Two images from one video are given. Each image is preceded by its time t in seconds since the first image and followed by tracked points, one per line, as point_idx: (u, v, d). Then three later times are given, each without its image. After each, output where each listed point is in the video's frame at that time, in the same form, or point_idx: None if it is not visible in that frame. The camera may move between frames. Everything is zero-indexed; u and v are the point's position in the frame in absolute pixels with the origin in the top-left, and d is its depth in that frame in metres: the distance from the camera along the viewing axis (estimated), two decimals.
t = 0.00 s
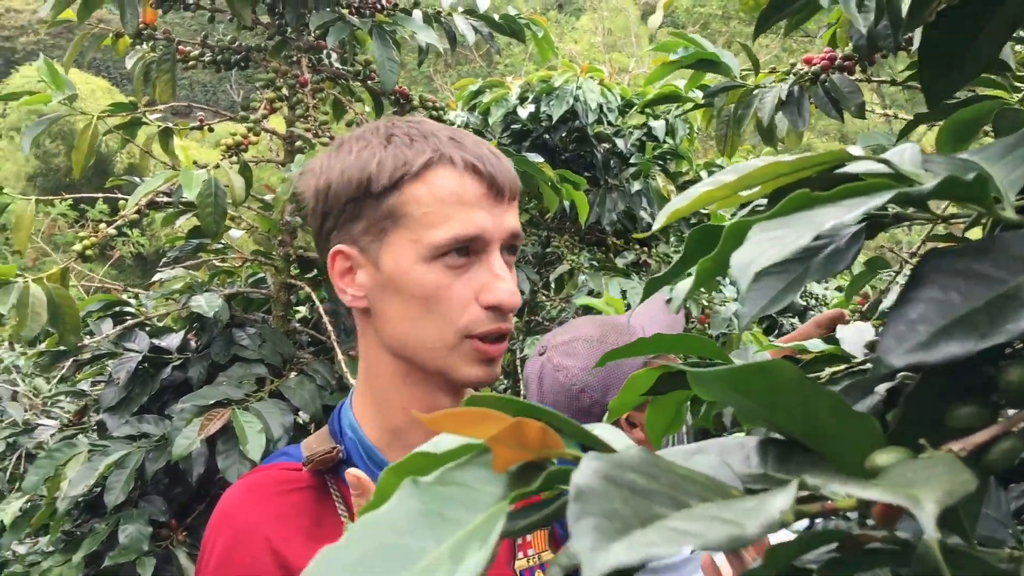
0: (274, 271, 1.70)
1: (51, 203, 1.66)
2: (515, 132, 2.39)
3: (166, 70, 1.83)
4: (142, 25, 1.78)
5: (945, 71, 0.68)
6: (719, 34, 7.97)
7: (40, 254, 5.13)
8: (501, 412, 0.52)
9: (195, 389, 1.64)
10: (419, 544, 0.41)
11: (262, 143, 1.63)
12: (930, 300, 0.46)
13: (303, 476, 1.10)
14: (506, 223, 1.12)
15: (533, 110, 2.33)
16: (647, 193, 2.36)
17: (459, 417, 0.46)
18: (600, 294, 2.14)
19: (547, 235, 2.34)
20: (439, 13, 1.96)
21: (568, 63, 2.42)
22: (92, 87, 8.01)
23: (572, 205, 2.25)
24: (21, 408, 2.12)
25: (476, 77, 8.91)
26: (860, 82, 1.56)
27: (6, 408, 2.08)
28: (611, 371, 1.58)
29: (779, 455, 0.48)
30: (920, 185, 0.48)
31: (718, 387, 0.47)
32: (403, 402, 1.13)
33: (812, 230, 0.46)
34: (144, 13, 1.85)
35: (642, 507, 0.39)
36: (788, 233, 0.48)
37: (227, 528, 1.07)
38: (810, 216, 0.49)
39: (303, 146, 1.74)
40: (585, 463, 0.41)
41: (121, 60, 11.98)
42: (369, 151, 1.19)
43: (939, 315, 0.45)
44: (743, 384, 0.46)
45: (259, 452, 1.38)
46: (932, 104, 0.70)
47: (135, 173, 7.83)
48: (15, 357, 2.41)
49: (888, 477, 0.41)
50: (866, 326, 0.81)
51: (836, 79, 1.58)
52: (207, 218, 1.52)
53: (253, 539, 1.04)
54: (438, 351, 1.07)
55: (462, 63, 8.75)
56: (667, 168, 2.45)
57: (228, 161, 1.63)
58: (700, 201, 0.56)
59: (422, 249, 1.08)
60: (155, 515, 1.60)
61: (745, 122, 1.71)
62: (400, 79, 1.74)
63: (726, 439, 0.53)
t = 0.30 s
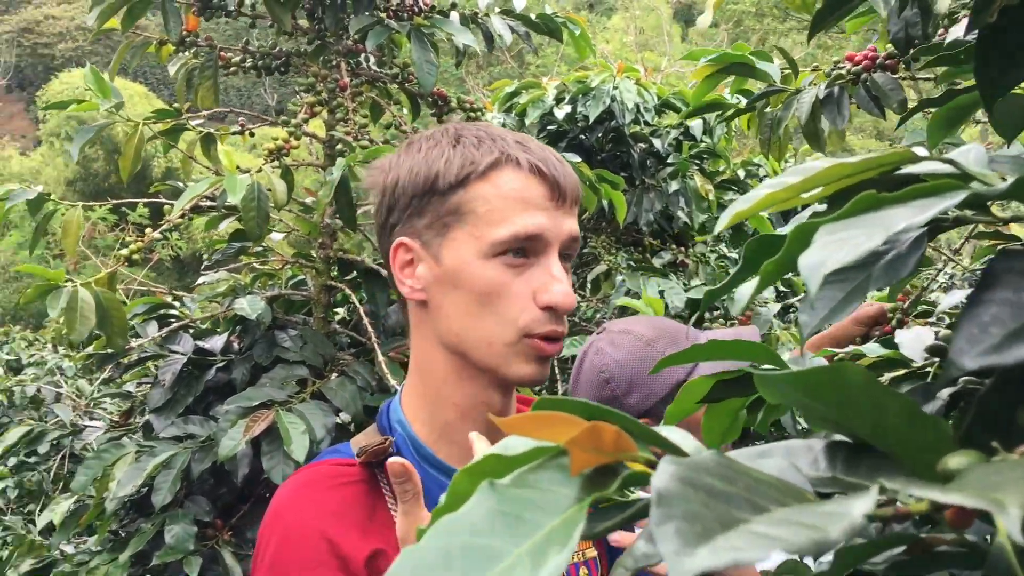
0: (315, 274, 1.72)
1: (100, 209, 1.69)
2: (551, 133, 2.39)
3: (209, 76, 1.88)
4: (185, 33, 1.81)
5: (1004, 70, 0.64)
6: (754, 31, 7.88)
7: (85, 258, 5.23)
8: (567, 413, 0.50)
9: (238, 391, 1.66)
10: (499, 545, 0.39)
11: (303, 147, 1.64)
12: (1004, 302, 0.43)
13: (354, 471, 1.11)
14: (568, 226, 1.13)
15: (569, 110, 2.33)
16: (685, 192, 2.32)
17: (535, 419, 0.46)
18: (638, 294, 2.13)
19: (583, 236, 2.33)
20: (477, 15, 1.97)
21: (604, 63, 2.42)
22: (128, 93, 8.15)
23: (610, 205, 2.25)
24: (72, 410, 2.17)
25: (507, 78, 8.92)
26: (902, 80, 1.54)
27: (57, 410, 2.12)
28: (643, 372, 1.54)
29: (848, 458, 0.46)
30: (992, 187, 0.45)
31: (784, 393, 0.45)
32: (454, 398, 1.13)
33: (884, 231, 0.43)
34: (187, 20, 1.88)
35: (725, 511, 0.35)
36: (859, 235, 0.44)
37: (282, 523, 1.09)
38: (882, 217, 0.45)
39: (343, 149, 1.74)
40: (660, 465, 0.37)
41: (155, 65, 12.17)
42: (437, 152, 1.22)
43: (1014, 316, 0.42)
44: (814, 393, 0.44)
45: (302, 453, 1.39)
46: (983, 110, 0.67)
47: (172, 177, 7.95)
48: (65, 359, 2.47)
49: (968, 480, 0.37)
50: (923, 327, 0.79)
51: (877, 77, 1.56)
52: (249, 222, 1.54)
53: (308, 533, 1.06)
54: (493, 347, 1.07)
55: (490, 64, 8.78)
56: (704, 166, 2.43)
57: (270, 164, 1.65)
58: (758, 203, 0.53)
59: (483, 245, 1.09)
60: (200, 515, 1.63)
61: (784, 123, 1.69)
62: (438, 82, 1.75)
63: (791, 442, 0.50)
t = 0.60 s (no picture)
0: (293, 281, 1.72)
1: (71, 219, 1.67)
2: (530, 137, 2.39)
3: (183, 83, 1.86)
4: (157, 40, 1.80)
5: (964, 71, 0.66)
6: (735, 33, 7.91)
7: (62, 266, 5.19)
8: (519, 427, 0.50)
9: (215, 400, 1.65)
10: (439, 560, 0.39)
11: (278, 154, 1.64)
12: (945, 308, 0.45)
13: (347, 478, 1.11)
14: (500, 238, 1.08)
15: (547, 114, 2.33)
16: (663, 195, 2.35)
17: (484, 431, 0.47)
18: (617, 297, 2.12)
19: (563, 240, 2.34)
20: (452, 21, 1.97)
21: (581, 67, 2.42)
22: (109, 100, 8.08)
23: (589, 209, 2.26)
24: (46, 421, 2.15)
25: (490, 82, 8.91)
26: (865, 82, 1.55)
27: (32, 422, 2.10)
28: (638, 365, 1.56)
29: (797, 463, 0.46)
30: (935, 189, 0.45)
31: (732, 396, 0.45)
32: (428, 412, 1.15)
33: (827, 238, 0.44)
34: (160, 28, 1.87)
35: (657, 523, 0.36)
36: (804, 241, 0.45)
37: (273, 530, 1.06)
38: (825, 224, 0.46)
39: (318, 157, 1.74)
40: (596, 479, 0.38)
41: (136, 73, 12.11)
42: (361, 183, 1.22)
43: (955, 322, 0.44)
44: (765, 394, 0.44)
45: (279, 462, 1.39)
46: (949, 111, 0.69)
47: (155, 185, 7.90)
48: (39, 371, 2.44)
49: (906, 486, 0.38)
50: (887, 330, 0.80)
51: (840, 79, 1.58)
52: (225, 230, 1.54)
53: (299, 536, 1.04)
54: (445, 375, 1.09)
55: (475, 69, 8.78)
56: (683, 169, 2.44)
57: (245, 172, 1.65)
58: (709, 213, 0.53)
59: (413, 279, 1.08)
60: (177, 526, 1.61)
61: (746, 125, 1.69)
62: (414, 88, 1.75)
63: (741, 449, 0.51)
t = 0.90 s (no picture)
0: (294, 281, 1.72)
1: (72, 219, 1.68)
2: (530, 137, 2.40)
3: (184, 84, 1.88)
4: (158, 40, 1.80)
5: (963, 69, 0.67)
6: (734, 32, 7.91)
7: (62, 267, 5.19)
8: (524, 423, 0.50)
9: (217, 400, 1.66)
10: (447, 558, 0.39)
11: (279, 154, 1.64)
12: (949, 303, 0.46)
13: (340, 481, 1.12)
14: (523, 246, 1.10)
15: (547, 114, 2.34)
16: (664, 194, 2.35)
17: (486, 428, 0.46)
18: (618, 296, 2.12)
19: (563, 239, 2.34)
20: (452, 21, 1.97)
21: (581, 67, 2.42)
22: (109, 101, 8.08)
23: (589, 208, 2.26)
24: (48, 422, 2.15)
25: (489, 81, 8.89)
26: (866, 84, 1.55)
27: (34, 422, 2.11)
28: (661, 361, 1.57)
29: (800, 461, 0.47)
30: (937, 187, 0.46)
31: (737, 393, 0.46)
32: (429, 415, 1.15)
33: (829, 234, 0.44)
34: (160, 28, 1.87)
35: (665, 518, 0.36)
36: (806, 238, 0.45)
37: (266, 530, 1.07)
38: (827, 221, 0.47)
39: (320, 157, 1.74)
40: (604, 475, 0.37)
41: (134, 74, 12.11)
42: (381, 178, 1.21)
43: (957, 317, 0.45)
44: (767, 392, 0.45)
45: (282, 461, 1.39)
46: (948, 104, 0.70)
47: (155, 186, 7.89)
48: (40, 371, 2.45)
49: (910, 481, 0.39)
50: (886, 325, 0.82)
51: (841, 82, 1.58)
52: (226, 230, 1.55)
53: (291, 537, 1.04)
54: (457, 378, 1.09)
55: (474, 69, 8.78)
56: (682, 168, 2.44)
57: (246, 173, 1.66)
58: (713, 210, 0.54)
59: (433, 281, 1.08)
60: (180, 526, 1.62)
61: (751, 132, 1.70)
62: (415, 88, 1.75)
63: (745, 442, 0.51)
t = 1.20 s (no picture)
0: (294, 281, 1.72)
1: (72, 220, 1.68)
2: (529, 135, 2.40)
3: (183, 84, 1.87)
4: (157, 40, 1.80)
5: (958, 69, 0.67)
6: (733, 30, 7.90)
7: (61, 268, 5.18)
8: (520, 421, 0.50)
9: (217, 400, 1.66)
10: (442, 555, 0.40)
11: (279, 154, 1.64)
12: (943, 299, 0.46)
13: (336, 481, 1.11)
14: (548, 238, 1.14)
15: (546, 113, 2.35)
16: (662, 192, 2.35)
17: (479, 427, 0.45)
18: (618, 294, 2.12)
19: (563, 238, 2.34)
20: (451, 20, 1.97)
21: (580, 65, 2.43)
22: (107, 101, 8.08)
23: (588, 207, 2.26)
24: (49, 422, 2.15)
25: (488, 80, 8.88)
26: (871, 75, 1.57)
27: (34, 422, 2.11)
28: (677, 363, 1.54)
29: (797, 457, 0.47)
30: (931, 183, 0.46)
31: (734, 389, 0.46)
32: (436, 409, 1.16)
33: (824, 229, 0.44)
34: (159, 28, 1.87)
35: (658, 514, 0.36)
36: (802, 233, 0.45)
37: (263, 528, 1.07)
38: (824, 215, 0.47)
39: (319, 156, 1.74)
40: (600, 472, 0.38)
41: (133, 75, 12.11)
42: (413, 162, 1.23)
43: (952, 314, 0.45)
44: (765, 389, 0.45)
45: (282, 461, 1.39)
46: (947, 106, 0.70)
47: (154, 186, 7.89)
48: (40, 371, 2.45)
49: (904, 477, 0.39)
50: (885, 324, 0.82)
51: (846, 72, 1.59)
52: (226, 229, 1.55)
53: (288, 538, 1.05)
54: (476, 366, 1.10)
55: (473, 68, 8.79)
56: (682, 166, 2.44)
57: (246, 172, 1.66)
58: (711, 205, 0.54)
59: (463, 264, 1.10)
60: (181, 526, 1.62)
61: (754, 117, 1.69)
62: (415, 87, 1.76)
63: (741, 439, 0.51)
